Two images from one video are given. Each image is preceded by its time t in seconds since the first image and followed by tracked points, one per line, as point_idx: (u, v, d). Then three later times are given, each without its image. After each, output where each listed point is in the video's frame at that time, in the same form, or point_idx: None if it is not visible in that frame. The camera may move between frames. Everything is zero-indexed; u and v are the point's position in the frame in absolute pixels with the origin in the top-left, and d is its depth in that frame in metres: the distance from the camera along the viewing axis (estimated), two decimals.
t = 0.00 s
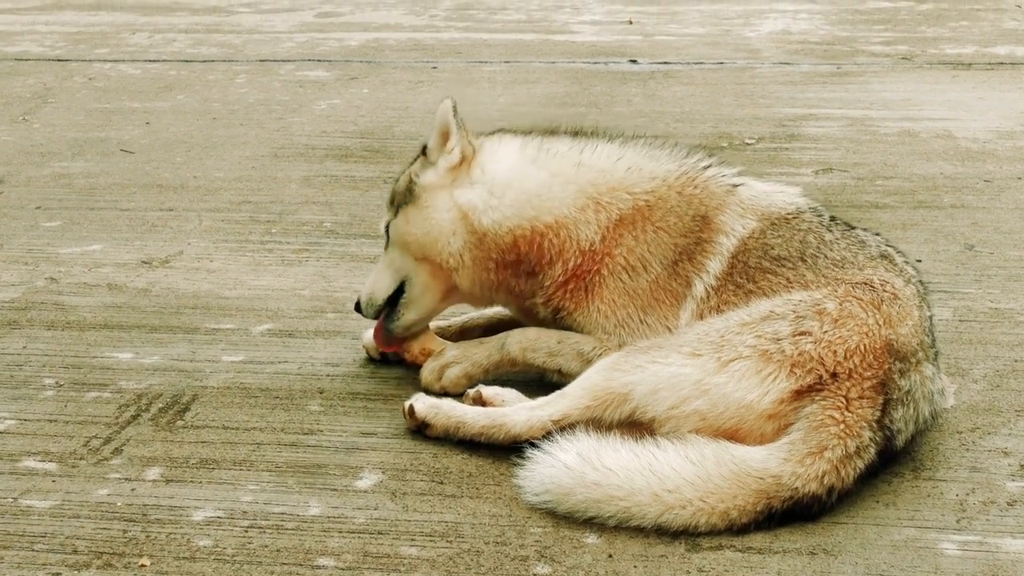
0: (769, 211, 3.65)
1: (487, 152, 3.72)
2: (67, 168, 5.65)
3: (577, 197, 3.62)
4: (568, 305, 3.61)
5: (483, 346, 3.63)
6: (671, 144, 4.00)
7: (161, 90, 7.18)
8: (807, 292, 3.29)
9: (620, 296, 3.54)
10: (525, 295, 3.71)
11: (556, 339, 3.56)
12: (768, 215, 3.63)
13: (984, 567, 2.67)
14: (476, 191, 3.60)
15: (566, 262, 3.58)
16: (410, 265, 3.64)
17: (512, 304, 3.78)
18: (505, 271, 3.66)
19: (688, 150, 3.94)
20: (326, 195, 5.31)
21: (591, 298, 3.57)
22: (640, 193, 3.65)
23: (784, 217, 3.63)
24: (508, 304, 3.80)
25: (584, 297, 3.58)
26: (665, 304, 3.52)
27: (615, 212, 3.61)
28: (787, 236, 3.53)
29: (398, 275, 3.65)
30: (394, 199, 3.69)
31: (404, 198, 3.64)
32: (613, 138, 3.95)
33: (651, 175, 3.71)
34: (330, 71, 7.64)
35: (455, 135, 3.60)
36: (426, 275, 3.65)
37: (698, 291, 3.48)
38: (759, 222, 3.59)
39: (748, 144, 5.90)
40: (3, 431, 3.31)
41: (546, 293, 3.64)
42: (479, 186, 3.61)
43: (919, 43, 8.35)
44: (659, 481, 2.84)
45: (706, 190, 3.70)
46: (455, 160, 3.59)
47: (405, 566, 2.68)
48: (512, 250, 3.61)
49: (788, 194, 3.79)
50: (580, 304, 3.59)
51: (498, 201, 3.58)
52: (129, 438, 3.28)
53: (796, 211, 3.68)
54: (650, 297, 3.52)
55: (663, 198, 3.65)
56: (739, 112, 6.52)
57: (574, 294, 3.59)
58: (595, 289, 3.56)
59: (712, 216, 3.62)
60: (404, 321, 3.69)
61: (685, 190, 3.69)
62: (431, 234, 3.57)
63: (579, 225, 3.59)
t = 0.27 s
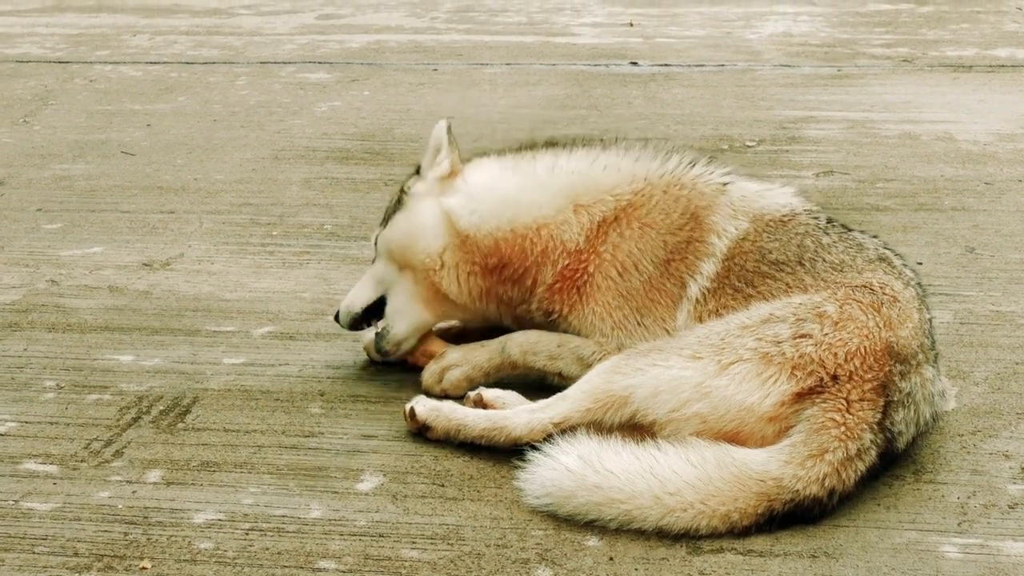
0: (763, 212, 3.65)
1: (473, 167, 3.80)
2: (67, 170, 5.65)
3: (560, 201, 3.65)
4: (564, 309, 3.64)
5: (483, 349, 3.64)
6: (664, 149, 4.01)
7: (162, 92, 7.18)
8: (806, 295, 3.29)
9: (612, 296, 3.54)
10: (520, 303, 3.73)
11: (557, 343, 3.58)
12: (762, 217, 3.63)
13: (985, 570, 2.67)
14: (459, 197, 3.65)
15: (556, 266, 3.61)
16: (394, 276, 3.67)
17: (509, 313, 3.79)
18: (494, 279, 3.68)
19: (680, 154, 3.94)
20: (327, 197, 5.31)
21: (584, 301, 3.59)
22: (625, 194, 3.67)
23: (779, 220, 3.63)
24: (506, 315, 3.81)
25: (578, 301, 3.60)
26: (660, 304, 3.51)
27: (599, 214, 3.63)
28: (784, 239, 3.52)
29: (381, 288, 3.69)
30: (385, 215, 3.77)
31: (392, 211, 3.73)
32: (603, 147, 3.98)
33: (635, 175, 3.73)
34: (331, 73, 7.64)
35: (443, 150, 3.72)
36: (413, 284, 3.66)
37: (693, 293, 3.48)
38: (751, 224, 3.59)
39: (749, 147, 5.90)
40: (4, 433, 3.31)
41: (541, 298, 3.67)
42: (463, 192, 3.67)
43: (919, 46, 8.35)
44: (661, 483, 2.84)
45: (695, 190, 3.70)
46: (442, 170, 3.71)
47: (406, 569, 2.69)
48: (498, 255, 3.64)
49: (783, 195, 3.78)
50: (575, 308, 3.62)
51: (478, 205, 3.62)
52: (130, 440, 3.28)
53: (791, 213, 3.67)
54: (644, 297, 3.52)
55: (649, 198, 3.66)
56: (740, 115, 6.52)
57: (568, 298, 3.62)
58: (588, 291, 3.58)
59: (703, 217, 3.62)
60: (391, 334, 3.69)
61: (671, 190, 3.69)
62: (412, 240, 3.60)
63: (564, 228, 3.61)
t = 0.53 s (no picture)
0: (764, 213, 3.66)
1: (473, 167, 3.85)
2: (68, 173, 5.65)
3: (559, 201, 3.68)
4: (564, 309, 3.65)
5: (483, 351, 3.63)
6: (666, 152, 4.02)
7: (163, 95, 7.18)
8: (808, 295, 3.30)
9: (611, 295, 3.55)
10: (522, 304, 3.75)
11: (557, 343, 3.58)
12: (763, 219, 3.63)
13: (986, 571, 2.67)
14: (462, 196, 3.70)
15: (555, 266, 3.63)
16: (401, 277, 3.68)
17: (511, 315, 3.81)
18: (494, 279, 3.71)
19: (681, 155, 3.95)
20: (328, 200, 5.31)
21: (584, 301, 3.60)
22: (624, 195, 3.69)
23: (780, 220, 3.63)
24: (508, 316, 3.83)
25: (578, 300, 3.62)
26: (660, 305, 3.51)
27: (598, 214, 3.65)
28: (786, 240, 3.52)
29: (386, 292, 3.70)
30: (386, 220, 3.80)
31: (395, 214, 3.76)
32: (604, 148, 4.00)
33: (635, 176, 3.75)
34: (331, 75, 7.64)
35: (441, 151, 3.79)
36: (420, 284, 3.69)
37: (694, 293, 3.48)
38: (752, 225, 3.60)
39: (749, 148, 5.91)
40: (5, 436, 3.31)
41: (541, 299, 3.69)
42: (464, 192, 3.71)
43: (919, 47, 8.35)
44: (663, 484, 2.84)
45: (695, 191, 3.71)
46: (443, 171, 3.76)
47: (407, 570, 2.68)
48: (498, 255, 3.67)
49: (783, 196, 3.79)
50: (575, 308, 3.63)
51: (478, 204, 3.67)
52: (131, 442, 3.28)
53: (792, 213, 3.68)
54: (643, 297, 3.52)
55: (648, 199, 3.68)
56: (741, 116, 6.53)
57: (568, 298, 3.64)
58: (587, 292, 3.59)
59: (703, 217, 3.62)
60: (402, 335, 3.69)
61: (671, 191, 3.70)
62: (416, 239, 3.63)
63: (562, 228, 3.64)
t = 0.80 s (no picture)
0: (762, 213, 3.67)
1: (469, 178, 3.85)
2: (69, 174, 5.66)
3: (555, 204, 3.70)
4: (564, 311, 3.66)
5: (485, 351, 3.63)
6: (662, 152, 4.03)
7: (163, 96, 7.19)
8: (808, 295, 3.30)
9: (610, 295, 3.56)
10: (524, 309, 3.76)
11: (557, 344, 3.58)
12: (761, 217, 3.64)
13: (988, 571, 2.67)
14: (459, 206, 3.70)
15: (552, 269, 3.64)
16: (403, 290, 3.67)
17: (513, 321, 3.82)
18: (493, 286, 3.72)
19: (678, 155, 3.97)
20: (329, 200, 5.31)
21: (583, 302, 3.61)
22: (619, 196, 3.71)
23: (778, 219, 3.64)
24: (510, 323, 3.83)
25: (577, 302, 3.62)
26: (660, 305, 3.51)
27: (594, 215, 3.67)
28: (786, 240, 3.52)
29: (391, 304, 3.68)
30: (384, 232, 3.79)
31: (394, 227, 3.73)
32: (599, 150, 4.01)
33: (628, 176, 3.77)
34: (332, 77, 7.64)
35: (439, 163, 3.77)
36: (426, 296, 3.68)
37: (692, 291, 3.48)
38: (750, 224, 3.61)
39: (750, 149, 5.91)
40: (6, 437, 3.31)
41: (540, 302, 3.70)
42: (461, 202, 3.72)
43: (919, 47, 8.35)
44: (664, 485, 2.84)
45: (692, 190, 3.73)
46: (445, 183, 3.74)
47: (409, 571, 2.68)
48: (496, 263, 3.68)
49: (781, 195, 3.80)
50: (574, 310, 3.64)
51: (473, 213, 3.68)
52: (132, 443, 3.28)
53: (790, 212, 3.69)
54: (642, 297, 3.53)
55: (644, 199, 3.69)
56: (741, 117, 6.53)
57: (567, 300, 3.65)
58: (586, 293, 3.60)
59: (701, 216, 3.63)
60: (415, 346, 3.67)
61: (668, 190, 3.72)
62: (413, 249, 3.62)
63: (559, 231, 3.66)
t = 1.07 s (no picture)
0: (767, 215, 3.67)
1: (479, 165, 3.95)
2: (70, 174, 5.65)
3: (561, 195, 3.75)
4: (565, 305, 3.67)
5: (484, 349, 3.63)
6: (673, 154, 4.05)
7: (165, 96, 7.19)
8: (811, 296, 3.30)
9: (610, 288, 3.56)
10: (526, 298, 3.78)
11: (559, 343, 3.57)
12: (767, 219, 3.65)
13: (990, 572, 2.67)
14: (469, 193, 3.79)
15: (556, 260, 3.67)
16: (411, 275, 3.75)
17: (516, 310, 3.84)
18: (498, 274, 3.76)
19: (687, 157, 3.98)
20: (331, 201, 5.31)
21: (583, 295, 3.61)
22: (625, 191, 3.74)
23: (784, 221, 3.65)
24: (513, 312, 3.86)
25: (577, 294, 3.63)
26: (660, 300, 3.51)
27: (599, 208, 3.71)
28: (789, 241, 3.53)
29: (398, 290, 3.75)
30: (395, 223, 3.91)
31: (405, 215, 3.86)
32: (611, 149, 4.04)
33: (636, 173, 3.81)
34: (333, 77, 7.64)
35: (447, 153, 3.90)
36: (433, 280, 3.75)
37: (694, 288, 3.48)
38: (755, 225, 3.62)
39: (752, 149, 5.91)
40: (8, 437, 3.31)
41: (542, 294, 3.72)
42: (471, 188, 3.81)
43: (921, 48, 8.35)
44: (667, 485, 2.84)
45: (699, 190, 3.74)
46: (450, 172, 3.87)
47: (410, 572, 2.68)
48: (500, 246, 3.74)
49: (786, 199, 3.81)
50: (574, 303, 3.64)
51: (480, 198, 3.77)
52: (134, 444, 3.28)
53: (794, 215, 3.70)
54: (643, 291, 3.52)
55: (650, 195, 3.72)
56: (743, 117, 6.53)
57: (567, 292, 3.65)
58: (586, 285, 3.61)
59: (706, 215, 3.64)
60: (413, 326, 3.71)
61: (675, 189, 3.74)
62: (419, 231, 3.73)
63: (564, 221, 3.70)
